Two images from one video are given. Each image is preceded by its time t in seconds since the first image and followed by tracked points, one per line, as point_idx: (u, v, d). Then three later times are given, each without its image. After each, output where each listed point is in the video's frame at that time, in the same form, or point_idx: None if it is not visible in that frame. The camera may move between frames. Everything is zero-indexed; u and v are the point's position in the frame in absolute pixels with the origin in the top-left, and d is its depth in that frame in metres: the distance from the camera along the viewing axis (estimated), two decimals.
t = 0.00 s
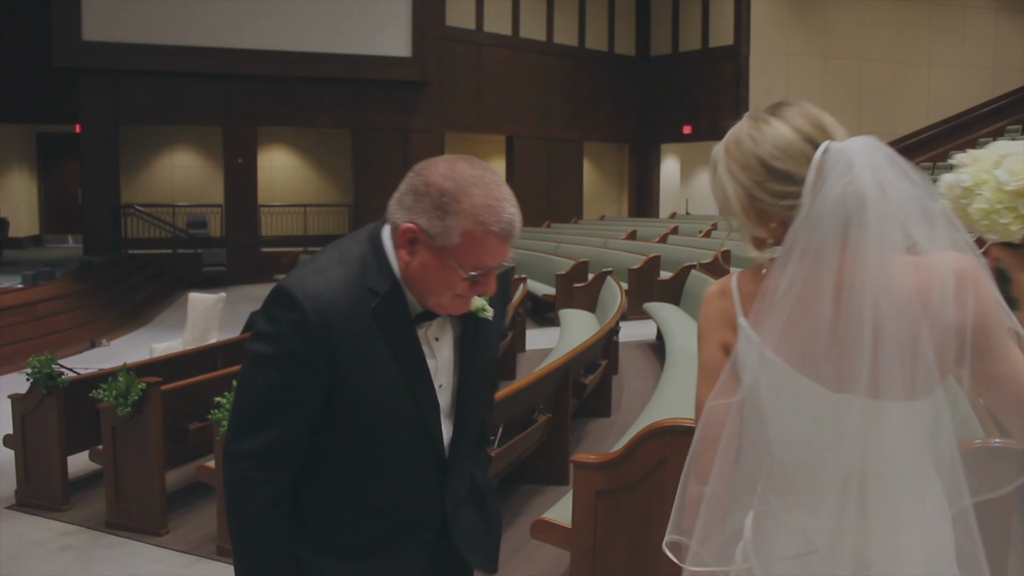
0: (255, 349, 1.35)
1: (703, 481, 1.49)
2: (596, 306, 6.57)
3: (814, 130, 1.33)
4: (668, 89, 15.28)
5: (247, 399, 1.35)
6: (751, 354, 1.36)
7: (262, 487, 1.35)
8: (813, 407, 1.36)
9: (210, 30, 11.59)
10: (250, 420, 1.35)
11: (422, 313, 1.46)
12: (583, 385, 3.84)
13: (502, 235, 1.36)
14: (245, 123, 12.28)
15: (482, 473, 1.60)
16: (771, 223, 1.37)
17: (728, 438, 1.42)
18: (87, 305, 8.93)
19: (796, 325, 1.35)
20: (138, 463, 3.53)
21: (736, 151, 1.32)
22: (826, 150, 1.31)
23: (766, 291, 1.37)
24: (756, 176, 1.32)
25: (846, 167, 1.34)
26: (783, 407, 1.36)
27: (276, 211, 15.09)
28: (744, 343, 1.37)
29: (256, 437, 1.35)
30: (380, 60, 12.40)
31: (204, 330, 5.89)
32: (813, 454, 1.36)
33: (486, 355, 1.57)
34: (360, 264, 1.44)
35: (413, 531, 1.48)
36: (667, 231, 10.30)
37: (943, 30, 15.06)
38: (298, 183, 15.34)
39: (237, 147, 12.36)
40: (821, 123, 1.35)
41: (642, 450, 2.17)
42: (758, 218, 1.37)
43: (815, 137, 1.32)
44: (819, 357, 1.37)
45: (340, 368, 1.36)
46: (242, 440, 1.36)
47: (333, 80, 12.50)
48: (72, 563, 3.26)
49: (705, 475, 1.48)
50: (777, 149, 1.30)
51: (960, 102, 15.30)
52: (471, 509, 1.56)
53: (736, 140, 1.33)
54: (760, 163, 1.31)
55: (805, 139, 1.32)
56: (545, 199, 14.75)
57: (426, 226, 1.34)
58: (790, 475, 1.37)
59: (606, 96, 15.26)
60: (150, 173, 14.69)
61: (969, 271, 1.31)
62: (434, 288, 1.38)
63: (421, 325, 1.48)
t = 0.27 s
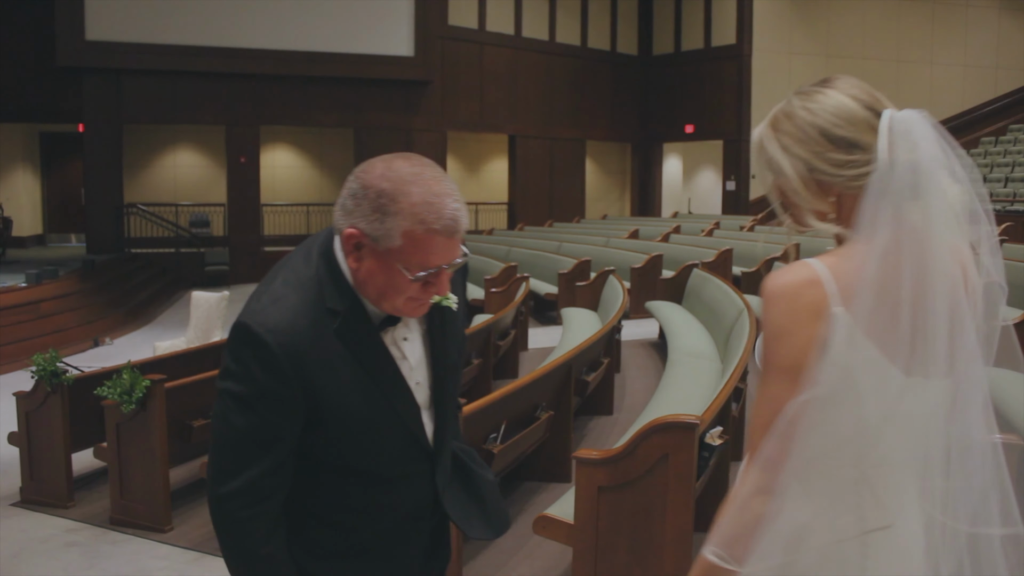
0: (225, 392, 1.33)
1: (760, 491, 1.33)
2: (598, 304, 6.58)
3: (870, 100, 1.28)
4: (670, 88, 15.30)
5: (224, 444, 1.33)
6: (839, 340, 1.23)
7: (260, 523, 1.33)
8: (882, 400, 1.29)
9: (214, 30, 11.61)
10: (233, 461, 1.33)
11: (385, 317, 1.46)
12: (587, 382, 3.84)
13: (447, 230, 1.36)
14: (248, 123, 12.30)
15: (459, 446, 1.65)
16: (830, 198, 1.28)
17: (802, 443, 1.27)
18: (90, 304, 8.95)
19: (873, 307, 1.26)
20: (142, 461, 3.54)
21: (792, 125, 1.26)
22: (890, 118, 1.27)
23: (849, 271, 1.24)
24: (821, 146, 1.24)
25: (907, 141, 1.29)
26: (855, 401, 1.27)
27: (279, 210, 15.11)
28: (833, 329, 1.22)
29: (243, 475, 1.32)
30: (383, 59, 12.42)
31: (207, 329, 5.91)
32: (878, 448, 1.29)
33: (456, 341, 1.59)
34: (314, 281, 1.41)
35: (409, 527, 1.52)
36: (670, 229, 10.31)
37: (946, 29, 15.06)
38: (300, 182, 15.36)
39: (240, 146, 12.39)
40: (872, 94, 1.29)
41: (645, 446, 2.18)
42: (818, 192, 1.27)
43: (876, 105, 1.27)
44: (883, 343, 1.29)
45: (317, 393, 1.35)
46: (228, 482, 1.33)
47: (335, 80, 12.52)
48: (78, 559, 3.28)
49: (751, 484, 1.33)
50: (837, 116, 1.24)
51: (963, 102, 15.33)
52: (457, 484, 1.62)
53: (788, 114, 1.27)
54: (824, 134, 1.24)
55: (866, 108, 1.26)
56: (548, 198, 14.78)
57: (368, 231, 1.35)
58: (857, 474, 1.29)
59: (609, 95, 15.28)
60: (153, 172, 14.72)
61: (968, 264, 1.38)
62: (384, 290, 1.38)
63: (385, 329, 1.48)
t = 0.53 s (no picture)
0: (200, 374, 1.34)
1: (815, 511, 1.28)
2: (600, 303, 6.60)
3: (901, 100, 1.29)
4: (671, 87, 15.31)
5: (205, 432, 1.34)
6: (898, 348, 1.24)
7: (243, 509, 1.34)
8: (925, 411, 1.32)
9: (215, 29, 11.62)
10: (214, 448, 1.34)
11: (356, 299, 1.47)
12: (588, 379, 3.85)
13: (402, 195, 1.38)
14: (250, 122, 12.33)
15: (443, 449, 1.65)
16: (865, 198, 1.30)
17: (860, 460, 1.26)
18: (93, 302, 8.98)
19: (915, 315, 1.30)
20: (146, 457, 3.57)
21: (826, 126, 1.27)
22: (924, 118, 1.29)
23: (898, 280, 1.29)
24: (856, 147, 1.26)
25: (946, 145, 1.31)
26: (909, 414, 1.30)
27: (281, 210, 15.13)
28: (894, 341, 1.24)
29: (224, 462, 1.34)
30: (384, 58, 12.43)
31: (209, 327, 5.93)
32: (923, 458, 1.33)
33: (429, 325, 1.60)
34: (283, 267, 1.42)
35: (391, 516, 1.52)
36: (672, 228, 10.33)
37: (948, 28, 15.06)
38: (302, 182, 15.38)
39: (242, 146, 12.43)
40: (902, 95, 1.31)
41: (644, 441, 2.21)
42: (856, 195, 1.28)
43: (907, 104, 1.29)
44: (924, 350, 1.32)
45: (290, 377, 1.36)
46: (212, 469, 1.34)
47: (336, 79, 12.54)
48: (82, 555, 3.30)
49: (802, 505, 1.28)
50: (871, 115, 1.25)
51: (964, 101, 15.33)
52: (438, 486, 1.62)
53: (813, 118, 1.29)
54: (859, 134, 1.25)
55: (899, 108, 1.28)
56: (549, 197, 14.80)
57: (327, 205, 1.37)
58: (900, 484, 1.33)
59: (610, 94, 15.30)
60: (155, 172, 14.75)
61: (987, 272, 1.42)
62: (352, 265, 1.39)
63: (356, 312, 1.48)
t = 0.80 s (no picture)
0: (183, 356, 1.37)
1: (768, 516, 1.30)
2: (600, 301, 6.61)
3: (904, 133, 1.27)
4: (672, 86, 15.33)
5: (185, 413, 1.36)
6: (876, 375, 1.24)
7: (224, 489, 1.36)
8: (901, 430, 1.31)
9: (216, 28, 11.65)
10: (196, 429, 1.36)
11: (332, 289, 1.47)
12: (587, 375, 3.88)
13: (375, 203, 1.37)
14: (252, 122, 12.37)
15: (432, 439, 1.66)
16: (869, 231, 1.28)
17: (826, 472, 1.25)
18: (94, 301, 9.01)
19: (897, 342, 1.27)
20: (148, 453, 3.59)
21: (833, 163, 1.24)
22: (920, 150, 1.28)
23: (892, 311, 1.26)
24: (860, 181, 1.23)
25: (941, 173, 1.31)
26: (889, 440, 1.30)
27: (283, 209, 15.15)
28: (872, 369, 1.23)
29: (204, 444, 1.35)
30: (385, 57, 12.47)
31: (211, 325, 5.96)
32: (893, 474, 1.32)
33: (408, 310, 1.60)
34: (258, 261, 1.44)
35: (374, 501, 1.52)
36: (672, 227, 10.35)
37: (948, 28, 15.08)
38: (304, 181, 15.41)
39: (243, 145, 12.46)
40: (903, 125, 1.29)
41: (643, 434, 2.23)
42: (862, 229, 1.27)
43: (907, 136, 1.26)
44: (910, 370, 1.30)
45: (270, 363, 1.38)
46: (195, 450, 1.36)
47: (337, 78, 12.57)
48: (84, 550, 3.33)
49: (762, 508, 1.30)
50: (875, 150, 1.23)
51: (965, 100, 15.36)
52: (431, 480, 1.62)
53: (816, 150, 1.26)
54: (865, 169, 1.23)
55: (902, 142, 1.25)
56: (551, 196, 14.84)
57: (300, 209, 1.36)
58: (874, 491, 1.32)
59: (611, 93, 15.33)
60: (156, 172, 14.78)
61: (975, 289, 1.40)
62: (327, 270, 1.39)
63: (330, 304, 1.49)
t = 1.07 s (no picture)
0: (181, 342, 1.40)
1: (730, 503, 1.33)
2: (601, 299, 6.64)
3: (877, 138, 1.32)
4: (673, 86, 15.36)
5: (184, 398, 1.39)
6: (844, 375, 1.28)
7: (221, 474, 1.38)
8: (864, 426, 1.35)
9: (218, 26, 11.66)
10: (195, 416, 1.38)
11: (327, 277, 1.51)
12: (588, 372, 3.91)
13: (364, 172, 1.42)
14: (254, 121, 12.40)
15: (430, 433, 1.69)
16: (846, 237, 1.33)
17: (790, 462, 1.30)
18: (97, 299, 9.04)
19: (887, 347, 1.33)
20: (152, 449, 3.62)
21: (811, 169, 1.28)
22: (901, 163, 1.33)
23: (867, 314, 1.30)
24: (838, 187, 1.28)
25: (921, 178, 1.36)
26: (861, 433, 1.35)
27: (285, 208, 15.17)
28: (841, 369, 1.28)
29: (202, 430, 1.38)
30: (387, 56, 12.49)
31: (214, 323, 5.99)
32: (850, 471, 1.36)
33: (402, 302, 1.63)
34: (256, 252, 1.48)
35: (371, 490, 1.54)
36: (673, 227, 10.37)
37: (949, 28, 15.10)
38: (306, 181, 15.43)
39: (245, 144, 12.49)
40: (878, 132, 1.33)
41: (644, 428, 2.26)
42: (840, 233, 1.31)
43: (883, 143, 1.31)
44: (880, 386, 1.35)
45: (267, 349, 1.41)
46: (193, 434, 1.38)
47: (339, 77, 12.60)
48: (89, 545, 3.35)
49: (722, 493, 1.33)
50: (851, 155, 1.28)
51: (967, 99, 15.37)
52: (427, 473, 1.65)
53: (795, 155, 1.31)
54: (843, 175, 1.28)
55: (879, 148, 1.30)
56: (552, 195, 14.85)
57: (293, 186, 1.41)
58: (846, 477, 1.37)
59: (612, 93, 15.35)
60: (159, 171, 14.81)
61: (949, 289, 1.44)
62: (323, 243, 1.44)
63: (327, 292, 1.53)
